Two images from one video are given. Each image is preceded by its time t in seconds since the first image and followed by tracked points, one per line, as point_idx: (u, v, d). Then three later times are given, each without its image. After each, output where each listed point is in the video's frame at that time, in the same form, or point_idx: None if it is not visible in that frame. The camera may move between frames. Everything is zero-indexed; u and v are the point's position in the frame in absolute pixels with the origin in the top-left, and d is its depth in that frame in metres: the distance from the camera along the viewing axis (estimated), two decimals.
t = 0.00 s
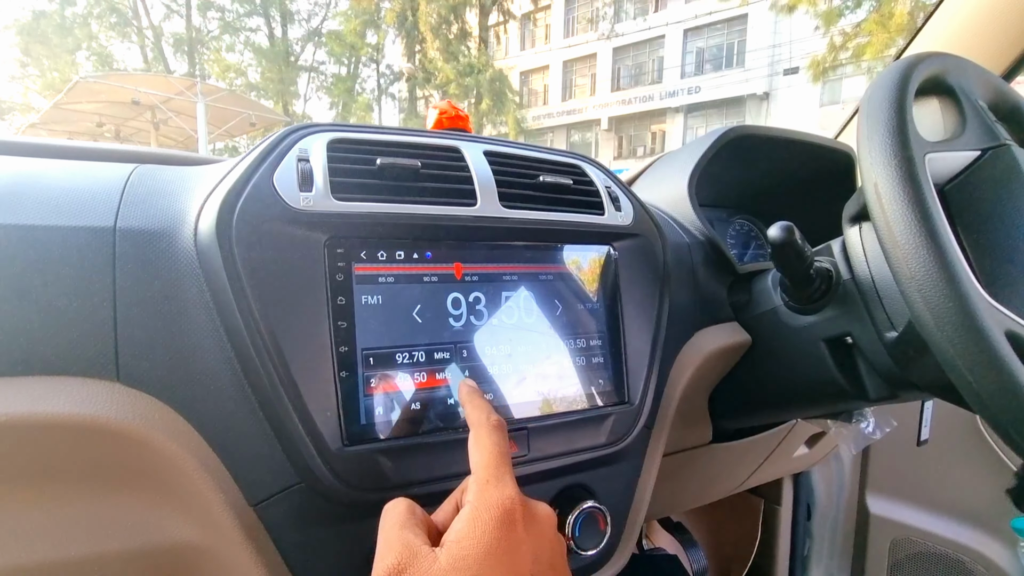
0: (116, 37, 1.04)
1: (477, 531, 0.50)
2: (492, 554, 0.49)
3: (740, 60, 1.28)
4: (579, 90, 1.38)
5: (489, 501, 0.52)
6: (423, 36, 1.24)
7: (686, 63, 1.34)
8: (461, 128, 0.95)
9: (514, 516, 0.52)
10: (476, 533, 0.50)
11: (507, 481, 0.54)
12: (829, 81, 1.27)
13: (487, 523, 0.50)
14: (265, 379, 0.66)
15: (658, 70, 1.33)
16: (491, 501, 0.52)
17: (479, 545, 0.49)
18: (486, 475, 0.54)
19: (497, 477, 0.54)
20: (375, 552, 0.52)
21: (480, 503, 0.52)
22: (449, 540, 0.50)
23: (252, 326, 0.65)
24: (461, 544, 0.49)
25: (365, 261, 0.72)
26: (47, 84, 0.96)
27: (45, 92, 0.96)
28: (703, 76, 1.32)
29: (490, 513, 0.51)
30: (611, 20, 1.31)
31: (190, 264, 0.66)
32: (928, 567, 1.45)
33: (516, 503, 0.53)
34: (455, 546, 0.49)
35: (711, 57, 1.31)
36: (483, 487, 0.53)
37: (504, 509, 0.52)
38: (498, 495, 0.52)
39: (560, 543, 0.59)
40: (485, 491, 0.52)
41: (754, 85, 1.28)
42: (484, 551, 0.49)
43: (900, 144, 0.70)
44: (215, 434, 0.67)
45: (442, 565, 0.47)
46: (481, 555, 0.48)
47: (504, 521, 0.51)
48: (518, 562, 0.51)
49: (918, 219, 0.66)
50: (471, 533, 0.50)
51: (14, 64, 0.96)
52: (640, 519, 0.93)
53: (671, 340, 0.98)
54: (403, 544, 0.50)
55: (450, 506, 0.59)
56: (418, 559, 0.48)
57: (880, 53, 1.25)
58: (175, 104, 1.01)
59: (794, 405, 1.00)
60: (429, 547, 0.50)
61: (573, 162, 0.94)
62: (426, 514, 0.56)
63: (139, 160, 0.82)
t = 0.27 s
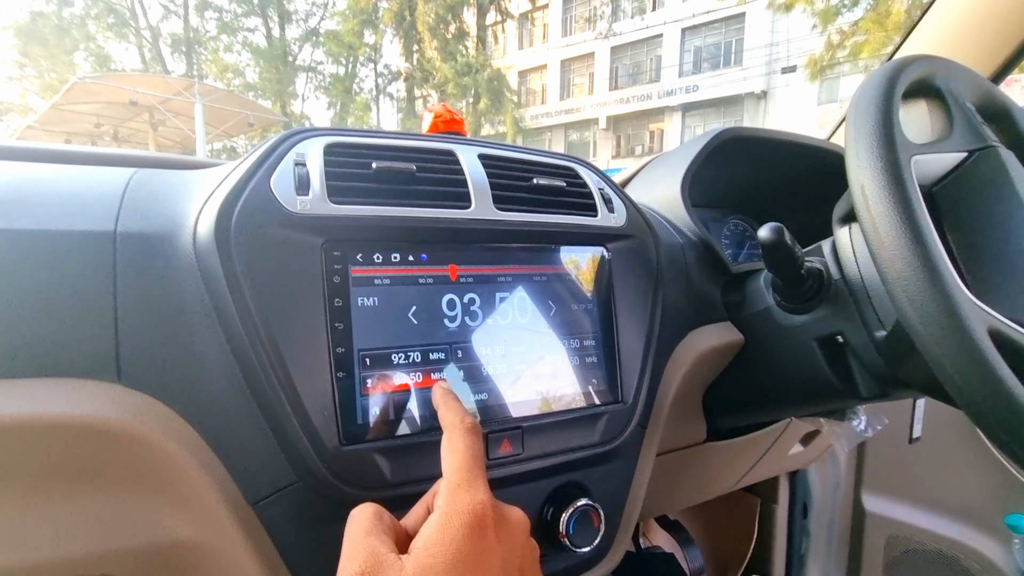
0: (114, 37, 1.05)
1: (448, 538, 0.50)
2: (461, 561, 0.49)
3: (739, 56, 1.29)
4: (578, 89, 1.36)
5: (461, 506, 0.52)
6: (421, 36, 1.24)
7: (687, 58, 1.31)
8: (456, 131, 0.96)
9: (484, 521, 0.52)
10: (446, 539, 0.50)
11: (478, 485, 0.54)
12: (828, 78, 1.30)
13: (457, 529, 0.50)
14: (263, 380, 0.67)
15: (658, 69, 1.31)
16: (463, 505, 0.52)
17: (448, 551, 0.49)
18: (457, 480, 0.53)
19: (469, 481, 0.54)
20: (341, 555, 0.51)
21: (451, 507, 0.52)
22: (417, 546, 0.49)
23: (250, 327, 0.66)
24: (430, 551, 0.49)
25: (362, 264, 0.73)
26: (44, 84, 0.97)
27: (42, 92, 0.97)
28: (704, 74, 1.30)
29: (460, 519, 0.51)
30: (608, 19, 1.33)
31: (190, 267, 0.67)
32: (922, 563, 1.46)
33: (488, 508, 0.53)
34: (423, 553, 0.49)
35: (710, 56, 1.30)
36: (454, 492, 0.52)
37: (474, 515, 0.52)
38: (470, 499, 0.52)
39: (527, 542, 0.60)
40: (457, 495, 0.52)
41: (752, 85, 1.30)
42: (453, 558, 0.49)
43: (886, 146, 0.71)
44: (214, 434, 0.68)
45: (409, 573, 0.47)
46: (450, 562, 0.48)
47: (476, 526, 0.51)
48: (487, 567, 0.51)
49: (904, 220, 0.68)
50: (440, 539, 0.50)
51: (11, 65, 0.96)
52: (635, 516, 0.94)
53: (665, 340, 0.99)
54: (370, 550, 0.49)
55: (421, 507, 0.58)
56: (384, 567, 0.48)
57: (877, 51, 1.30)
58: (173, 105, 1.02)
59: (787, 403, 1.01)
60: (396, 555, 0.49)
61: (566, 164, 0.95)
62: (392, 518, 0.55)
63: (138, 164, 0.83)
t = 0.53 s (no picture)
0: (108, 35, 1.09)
1: (448, 532, 0.49)
2: (462, 554, 0.48)
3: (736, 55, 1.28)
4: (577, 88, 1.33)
5: (461, 496, 0.50)
6: (420, 34, 1.24)
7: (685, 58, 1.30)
8: (455, 130, 0.97)
9: (487, 512, 0.51)
10: (446, 533, 0.49)
11: (481, 475, 0.52)
12: (828, 77, 1.31)
13: (459, 521, 0.49)
14: (265, 376, 0.68)
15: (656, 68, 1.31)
16: (463, 496, 0.51)
17: (448, 544, 0.48)
18: (460, 471, 0.52)
19: (472, 471, 0.52)
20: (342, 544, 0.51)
21: (451, 498, 0.50)
22: (418, 539, 0.49)
23: (252, 324, 0.67)
24: (431, 545, 0.48)
25: (362, 261, 0.74)
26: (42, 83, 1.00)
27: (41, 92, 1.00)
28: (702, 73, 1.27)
29: (462, 512, 0.50)
30: (607, 17, 1.31)
31: (192, 265, 0.68)
32: (919, 559, 1.47)
33: (490, 498, 0.51)
34: (423, 547, 0.48)
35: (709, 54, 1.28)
36: (455, 483, 0.51)
37: (477, 507, 0.50)
38: (472, 492, 0.51)
39: (534, 526, 0.59)
40: (457, 486, 0.51)
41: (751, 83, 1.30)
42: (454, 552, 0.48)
43: (880, 146, 0.72)
44: (216, 430, 0.69)
45: (409, 567, 0.47)
46: (450, 556, 0.48)
47: (477, 517, 0.50)
48: (489, 558, 0.50)
49: (898, 219, 0.68)
50: (441, 531, 0.49)
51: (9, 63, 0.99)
52: (633, 510, 0.95)
53: (663, 336, 0.99)
54: (370, 542, 0.49)
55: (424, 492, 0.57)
56: (385, 560, 0.48)
57: (875, 49, 1.31)
58: (171, 103, 1.05)
59: (783, 399, 1.02)
60: (397, 547, 0.49)
61: (565, 163, 0.95)
62: (394, 509, 0.55)
63: (140, 163, 0.83)
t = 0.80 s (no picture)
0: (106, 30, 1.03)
1: (441, 476, 0.50)
2: (456, 497, 0.50)
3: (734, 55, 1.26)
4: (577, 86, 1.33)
5: (453, 447, 0.52)
6: (420, 33, 1.23)
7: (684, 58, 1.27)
8: (460, 130, 0.97)
9: (479, 459, 0.52)
10: (439, 477, 0.50)
11: (472, 428, 0.54)
12: (828, 76, 1.32)
13: (451, 468, 0.50)
14: (272, 376, 0.68)
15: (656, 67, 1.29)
16: (455, 447, 0.52)
17: (441, 487, 0.50)
18: (450, 424, 0.54)
19: (462, 424, 0.54)
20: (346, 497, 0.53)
21: (444, 449, 0.52)
22: (413, 485, 0.51)
23: (259, 324, 0.68)
24: (425, 490, 0.50)
25: (368, 262, 0.74)
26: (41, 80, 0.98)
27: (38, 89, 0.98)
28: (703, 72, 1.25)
29: (454, 458, 0.51)
30: (607, 16, 1.32)
31: (199, 265, 0.68)
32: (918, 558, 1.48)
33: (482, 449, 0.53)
34: (417, 491, 0.50)
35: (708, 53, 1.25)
36: (448, 434, 0.53)
37: (468, 454, 0.52)
38: (462, 442, 0.52)
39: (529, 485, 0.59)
40: (449, 437, 0.52)
41: (751, 83, 1.28)
42: (446, 495, 0.49)
43: (885, 146, 0.72)
44: (224, 429, 0.69)
45: (403, 510, 0.49)
46: (444, 498, 0.49)
47: (469, 465, 0.51)
48: (484, 505, 0.51)
49: (902, 219, 0.69)
50: (434, 479, 0.50)
51: (7, 60, 0.97)
52: (637, 509, 0.95)
53: (666, 336, 1.00)
54: (370, 492, 0.52)
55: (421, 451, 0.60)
56: (383, 506, 0.50)
57: (876, 49, 1.32)
58: (170, 101, 1.02)
59: (786, 399, 1.02)
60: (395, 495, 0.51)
61: (569, 163, 0.96)
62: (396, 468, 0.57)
63: (145, 163, 0.83)
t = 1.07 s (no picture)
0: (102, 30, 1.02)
1: (381, 388, 0.52)
2: (394, 405, 0.52)
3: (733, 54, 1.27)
4: (576, 84, 1.36)
5: (396, 365, 0.54)
6: (419, 32, 1.24)
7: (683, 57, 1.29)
8: (459, 129, 0.97)
9: (418, 373, 0.54)
10: (378, 389, 0.52)
11: (416, 347, 0.56)
12: (825, 75, 1.33)
13: (392, 382, 0.53)
14: (271, 375, 0.68)
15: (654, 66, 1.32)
16: (399, 365, 0.54)
17: (380, 397, 0.52)
18: (393, 343, 0.56)
19: (405, 344, 0.56)
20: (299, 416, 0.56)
21: (388, 367, 0.54)
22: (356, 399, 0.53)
23: (257, 323, 0.68)
24: (365, 400, 0.52)
25: (367, 261, 0.74)
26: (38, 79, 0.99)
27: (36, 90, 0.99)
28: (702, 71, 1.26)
29: (394, 372, 0.53)
30: (606, 16, 1.32)
31: (198, 264, 0.68)
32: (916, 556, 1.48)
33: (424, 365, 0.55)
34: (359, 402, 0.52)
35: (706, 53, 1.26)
36: (391, 355, 0.55)
37: (408, 368, 0.54)
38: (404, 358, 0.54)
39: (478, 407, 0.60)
40: (392, 357, 0.55)
41: (750, 81, 1.30)
42: (389, 404, 0.52)
43: (882, 145, 0.72)
44: (223, 428, 0.69)
45: (348, 421, 0.51)
46: (383, 407, 0.51)
47: (411, 380, 0.53)
48: (427, 414, 0.53)
49: (899, 217, 0.69)
50: (378, 392, 0.52)
51: (4, 58, 0.98)
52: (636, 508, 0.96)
53: (665, 335, 1.00)
54: (318, 407, 0.54)
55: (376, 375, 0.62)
56: (327, 418, 0.52)
57: (874, 48, 1.34)
58: (168, 101, 1.03)
59: (784, 397, 1.03)
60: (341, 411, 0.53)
61: (567, 162, 0.96)
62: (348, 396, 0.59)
63: (144, 162, 0.84)
